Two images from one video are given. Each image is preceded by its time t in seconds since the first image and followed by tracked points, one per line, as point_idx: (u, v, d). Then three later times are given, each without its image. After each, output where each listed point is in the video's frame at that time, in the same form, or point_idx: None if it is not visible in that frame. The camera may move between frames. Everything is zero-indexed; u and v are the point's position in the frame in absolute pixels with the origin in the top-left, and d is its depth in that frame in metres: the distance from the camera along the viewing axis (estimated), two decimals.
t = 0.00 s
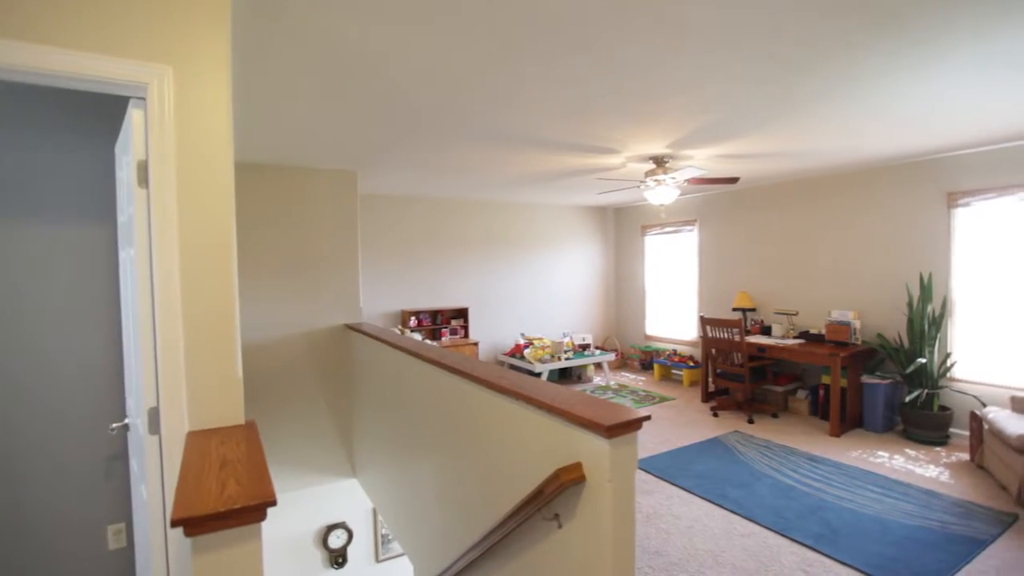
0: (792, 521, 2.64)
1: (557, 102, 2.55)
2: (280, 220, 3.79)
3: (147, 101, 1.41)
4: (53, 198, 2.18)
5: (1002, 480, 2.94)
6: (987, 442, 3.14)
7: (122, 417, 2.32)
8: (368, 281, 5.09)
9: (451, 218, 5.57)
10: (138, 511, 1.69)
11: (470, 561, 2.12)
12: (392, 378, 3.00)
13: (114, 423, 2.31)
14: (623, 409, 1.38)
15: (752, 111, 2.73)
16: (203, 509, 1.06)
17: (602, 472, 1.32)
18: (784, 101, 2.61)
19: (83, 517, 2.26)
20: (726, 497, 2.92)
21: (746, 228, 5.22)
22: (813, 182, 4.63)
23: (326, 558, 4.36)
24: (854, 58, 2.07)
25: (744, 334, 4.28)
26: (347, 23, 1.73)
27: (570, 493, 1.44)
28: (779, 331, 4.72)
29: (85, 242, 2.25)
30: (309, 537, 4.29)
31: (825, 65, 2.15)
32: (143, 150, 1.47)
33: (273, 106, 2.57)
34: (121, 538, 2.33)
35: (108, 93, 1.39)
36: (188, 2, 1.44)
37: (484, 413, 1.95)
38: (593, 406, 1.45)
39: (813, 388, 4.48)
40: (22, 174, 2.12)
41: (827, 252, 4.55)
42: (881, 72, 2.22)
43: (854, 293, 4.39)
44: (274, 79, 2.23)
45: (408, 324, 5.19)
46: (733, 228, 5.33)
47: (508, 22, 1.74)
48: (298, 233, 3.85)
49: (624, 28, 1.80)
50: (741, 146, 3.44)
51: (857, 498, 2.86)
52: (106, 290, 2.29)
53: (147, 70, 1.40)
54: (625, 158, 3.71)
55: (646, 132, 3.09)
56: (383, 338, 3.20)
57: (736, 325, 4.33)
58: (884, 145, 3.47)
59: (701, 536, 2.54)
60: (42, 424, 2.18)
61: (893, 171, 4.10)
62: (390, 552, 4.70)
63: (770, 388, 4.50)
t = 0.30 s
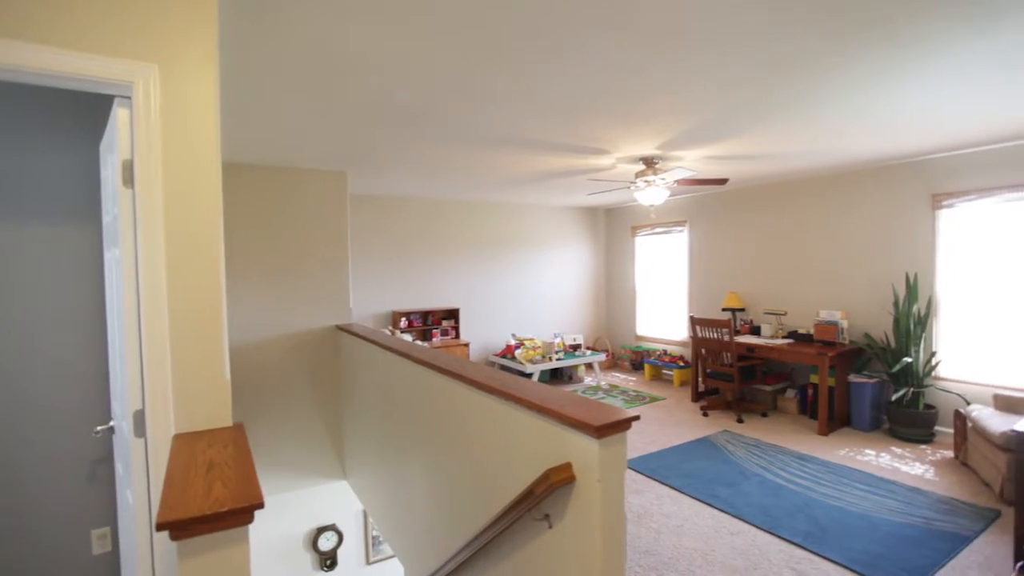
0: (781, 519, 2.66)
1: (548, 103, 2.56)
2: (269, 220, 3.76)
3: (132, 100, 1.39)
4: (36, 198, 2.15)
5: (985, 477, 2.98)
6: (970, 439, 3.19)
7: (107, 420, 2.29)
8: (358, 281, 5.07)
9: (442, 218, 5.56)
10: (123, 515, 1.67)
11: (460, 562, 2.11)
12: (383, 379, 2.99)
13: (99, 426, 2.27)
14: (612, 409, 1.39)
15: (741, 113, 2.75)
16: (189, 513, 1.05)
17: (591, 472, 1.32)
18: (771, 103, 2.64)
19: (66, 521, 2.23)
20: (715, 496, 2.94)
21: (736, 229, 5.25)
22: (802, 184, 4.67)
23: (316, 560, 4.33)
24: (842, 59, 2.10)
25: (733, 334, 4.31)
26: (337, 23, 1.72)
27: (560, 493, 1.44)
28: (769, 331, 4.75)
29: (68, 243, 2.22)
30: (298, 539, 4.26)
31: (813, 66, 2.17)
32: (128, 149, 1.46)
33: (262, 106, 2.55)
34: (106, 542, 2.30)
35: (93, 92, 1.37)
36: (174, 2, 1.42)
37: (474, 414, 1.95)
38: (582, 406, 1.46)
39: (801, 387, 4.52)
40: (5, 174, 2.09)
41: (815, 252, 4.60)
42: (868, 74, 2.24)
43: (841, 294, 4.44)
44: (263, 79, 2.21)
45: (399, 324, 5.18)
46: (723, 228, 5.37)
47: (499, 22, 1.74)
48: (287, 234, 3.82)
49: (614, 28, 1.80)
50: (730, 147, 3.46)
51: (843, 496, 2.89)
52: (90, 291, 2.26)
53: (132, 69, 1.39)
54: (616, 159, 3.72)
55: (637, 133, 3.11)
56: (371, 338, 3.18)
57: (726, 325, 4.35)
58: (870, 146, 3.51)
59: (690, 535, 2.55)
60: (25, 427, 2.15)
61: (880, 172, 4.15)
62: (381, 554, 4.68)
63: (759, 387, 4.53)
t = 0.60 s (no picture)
0: (767, 517, 2.69)
1: (534, 104, 2.57)
2: (254, 221, 3.72)
3: (112, 98, 1.37)
4: (11, 199, 2.11)
5: (964, 474, 3.03)
6: (950, 436, 3.25)
7: (86, 424, 2.25)
8: (345, 283, 5.04)
9: (430, 219, 5.54)
10: (104, 521, 1.64)
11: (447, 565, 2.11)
12: (370, 380, 2.98)
13: (78, 431, 2.23)
14: (599, 409, 1.40)
15: (725, 115, 2.78)
16: (171, 518, 1.04)
17: (578, 472, 1.33)
18: (753, 105, 2.67)
19: (44, 528, 2.19)
20: (702, 495, 2.96)
21: (722, 230, 5.30)
22: (786, 185, 4.72)
23: (302, 564, 4.29)
24: (825, 62, 2.12)
25: (719, 334, 4.36)
26: (323, 22, 1.71)
27: (547, 493, 1.45)
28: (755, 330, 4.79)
29: (45, 245, 2.18)
30: (284, 544, 4.21)
31: (797, 69, 2.20)
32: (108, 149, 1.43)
33: (247, 106, 2.53)
34: (86, 550, 2.26)
35: (72, 91, 1.35)
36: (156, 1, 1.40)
37: (461, 416, 1.95)
38: (569, 407, 1.46)
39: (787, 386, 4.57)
40: None
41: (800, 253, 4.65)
42: (850, 77, 2.28)
43: (824, 294, 4.50)
44: (247, 79, 2.19)
45: (386, 326, 5.15)
46: (709, 229, 5.41)
47: (486, 22, 1.74)
48: (273, 235, 3.78)
49: (600, 30, 1.81)
50: (715, 149, 3.49)
51: (828, 494, 2.92)
52: (69, 294, 2.22)
53: (113, 69, 1.36)
54: (603, 160, 3.74)
55: (623, 134, 3.12)
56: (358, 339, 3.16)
57: (712, 325, 4.40)
58: (853, 148, 3.56)
59: (678, 533, 2.57)
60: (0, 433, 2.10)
61: (862, 174, 4.21)
62: (368, 557, 4.64)
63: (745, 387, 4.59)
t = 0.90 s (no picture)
0: (752, 515, 2.71)
1: (520, 106, 2.58)
2: (238, 223, 3.67)
3: (90, 98, 1.35)
4: None
5: (943, 470, 3.09)
6: (929, 433, 3.31)
7: (64, 430, 2.21)
8: (331, 284, 5.00)
9: (416, 221, 5.53)
10: (82, 528, 1.61)
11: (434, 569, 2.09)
12: (356, 382, 2.96)
13: (55, 437, 2.19)
14: (586, 410, 1.40)
15: (709, 117, 2.81)
16: (152, 524, 1.02)
17: (565, 473, 1.33)
18: (736, 108, 2.70)
19: (20, 537, 2.14)
20: (688, 494, 2.98)
21: (707, 231, 5.35)
22: (770, 187, 4.79)
23: (288, 569, 4.24)
24: (805, 66, 2.16)
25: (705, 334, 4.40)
26: (306, 21, 1.69)
27: (533, 495, 1.45)
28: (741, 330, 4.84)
29: (21, 247, 2.14)
30: (269, 549, 4.17)
31: (778, 72, 2.23)
32: (86, 149, 1.41)
33: (230, 106, 2.50)
34: (63, 558, 2.22)
35: (48, 89, 1.32)
36: None
37: (448, 418, 1.95)
38: (556, 407, 1.46)
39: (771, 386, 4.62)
40: None
41: (784, 254, 4.71)
42: (830, 81, 2.32)
43: (807, 294, 4.57)
44: (231, 79, 2.16)
45: (373, 328, 5.12)
46: (695, 230, 5.46)
47: (471, 23, 1.74)
48: (257, 236, 3.74)
49: (584, 33, 1.82)
50: (700, 151, 3.52)
51: (812, 492, 2.96)
52: (45, 297, 2.17)
53: (90, 67, 1.34)
54: (589, 162, 3.76)
55: (609, 136, 3.14)
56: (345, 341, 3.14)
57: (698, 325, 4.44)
58: (834, 151, 3.61)
59: (665, 533, 2.58)
60: None
61: (844, 176, 4.27)
62: (355, 561, 4.61)
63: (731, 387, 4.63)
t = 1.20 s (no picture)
0: (738, 514, 2.73)
1: (506, 107, 2.57)
2: (223, 224, 3.63)
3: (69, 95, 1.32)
4: None
5: (924, 467, 3.14)
6: (910, 431, 3.36)
7: (42, 435, 2.16)
8: (317, 286, 4.96)
9: (404, 221, 5.51)
10: (60, 535, 1.58)
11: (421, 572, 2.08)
12: (342, 384, 2.94)
13: (33, 442, 2.15)
14: (572, 410, 1.41)
15: (694, 118, 2.83)
16: (133, 529, 1.00)
17: (552, 473, 1.33)
18: (721, 110, 2.73)
19: None
20: (675, 493, 3.00)
21: (693, 232, 5.40)
22: (755, 188, 4.84)
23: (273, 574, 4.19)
24: (789, 68, 2.19)
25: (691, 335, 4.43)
26: (292, 19, 1.68)
27: (520, 495, 1.45)
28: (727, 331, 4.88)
29: None
30: (254, 554, 4.12)
31: (763, 75, 2.25)
32: (64, 147, 1.38)
33: (215, 105, 2.47)
34: (40, 566, 2.17)
35: (25, 86, 1.30)
36: None
37: (435, 419, 1.94)
38: (543, 408, 1.47)
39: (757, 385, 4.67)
40: None
41: (768, 255, 4.76)
42: (814, 83, 2.35)
43: (792, 295, 4.62)
44: (215, 77, 2.14)
45: (360, 329, 5.08)
46: (681, 231, 5.51)
47: (459, 23, 1.73)
48: (242, 237, 3.70)
49: (570, 33, 1.83)
50: (686, 153, 3.55)
51: (797, 490, 2.99)
52: (22, 299, 2.13)
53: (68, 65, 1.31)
54: (576, 163, 3.77)
55: (597, 138, 3.15)
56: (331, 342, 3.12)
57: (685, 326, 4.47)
58: (817, 153, 3.66)
59: (652, 532, 2.59)
60: None
61: (827, 178, 4.34)
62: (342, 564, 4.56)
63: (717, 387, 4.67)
